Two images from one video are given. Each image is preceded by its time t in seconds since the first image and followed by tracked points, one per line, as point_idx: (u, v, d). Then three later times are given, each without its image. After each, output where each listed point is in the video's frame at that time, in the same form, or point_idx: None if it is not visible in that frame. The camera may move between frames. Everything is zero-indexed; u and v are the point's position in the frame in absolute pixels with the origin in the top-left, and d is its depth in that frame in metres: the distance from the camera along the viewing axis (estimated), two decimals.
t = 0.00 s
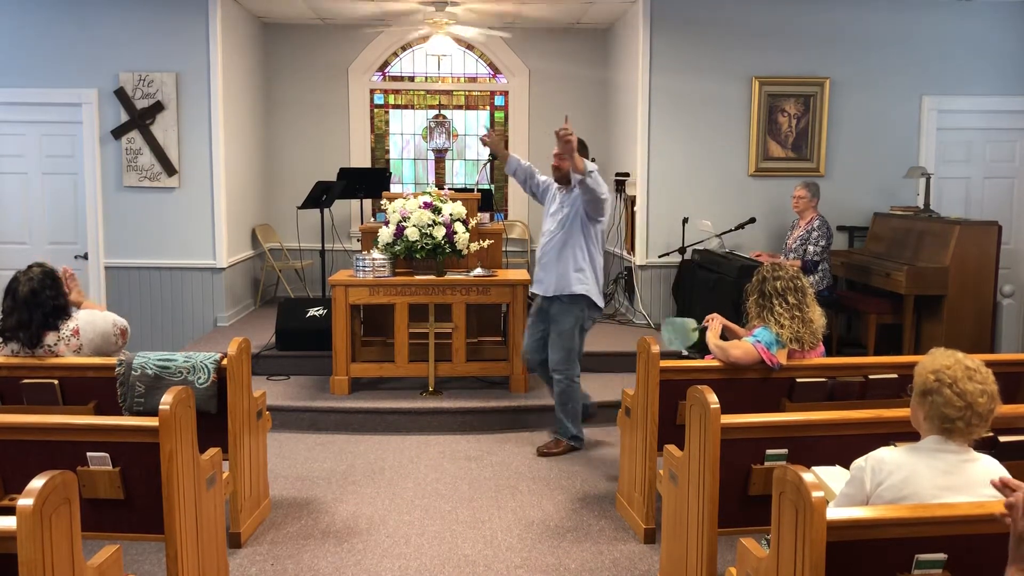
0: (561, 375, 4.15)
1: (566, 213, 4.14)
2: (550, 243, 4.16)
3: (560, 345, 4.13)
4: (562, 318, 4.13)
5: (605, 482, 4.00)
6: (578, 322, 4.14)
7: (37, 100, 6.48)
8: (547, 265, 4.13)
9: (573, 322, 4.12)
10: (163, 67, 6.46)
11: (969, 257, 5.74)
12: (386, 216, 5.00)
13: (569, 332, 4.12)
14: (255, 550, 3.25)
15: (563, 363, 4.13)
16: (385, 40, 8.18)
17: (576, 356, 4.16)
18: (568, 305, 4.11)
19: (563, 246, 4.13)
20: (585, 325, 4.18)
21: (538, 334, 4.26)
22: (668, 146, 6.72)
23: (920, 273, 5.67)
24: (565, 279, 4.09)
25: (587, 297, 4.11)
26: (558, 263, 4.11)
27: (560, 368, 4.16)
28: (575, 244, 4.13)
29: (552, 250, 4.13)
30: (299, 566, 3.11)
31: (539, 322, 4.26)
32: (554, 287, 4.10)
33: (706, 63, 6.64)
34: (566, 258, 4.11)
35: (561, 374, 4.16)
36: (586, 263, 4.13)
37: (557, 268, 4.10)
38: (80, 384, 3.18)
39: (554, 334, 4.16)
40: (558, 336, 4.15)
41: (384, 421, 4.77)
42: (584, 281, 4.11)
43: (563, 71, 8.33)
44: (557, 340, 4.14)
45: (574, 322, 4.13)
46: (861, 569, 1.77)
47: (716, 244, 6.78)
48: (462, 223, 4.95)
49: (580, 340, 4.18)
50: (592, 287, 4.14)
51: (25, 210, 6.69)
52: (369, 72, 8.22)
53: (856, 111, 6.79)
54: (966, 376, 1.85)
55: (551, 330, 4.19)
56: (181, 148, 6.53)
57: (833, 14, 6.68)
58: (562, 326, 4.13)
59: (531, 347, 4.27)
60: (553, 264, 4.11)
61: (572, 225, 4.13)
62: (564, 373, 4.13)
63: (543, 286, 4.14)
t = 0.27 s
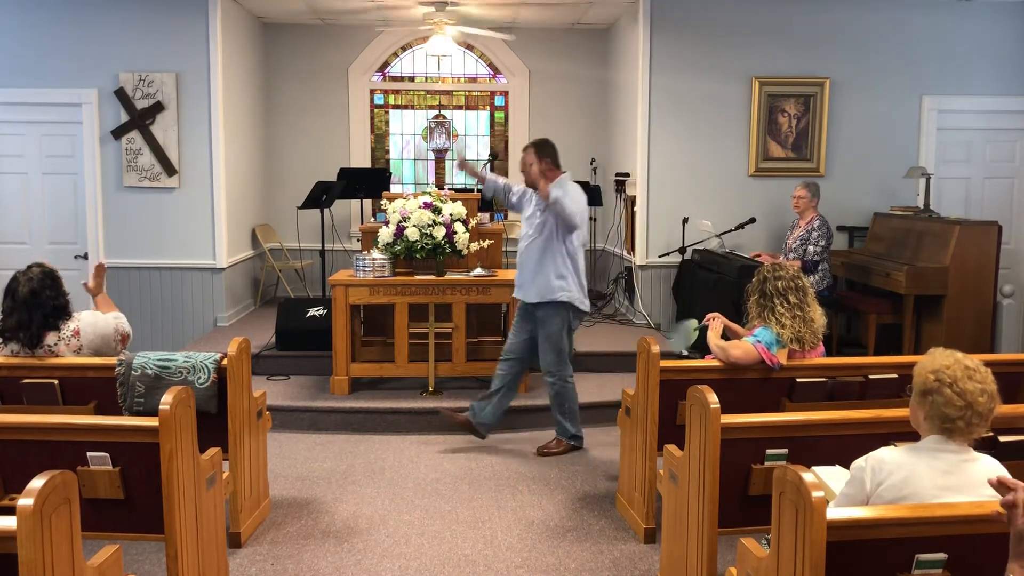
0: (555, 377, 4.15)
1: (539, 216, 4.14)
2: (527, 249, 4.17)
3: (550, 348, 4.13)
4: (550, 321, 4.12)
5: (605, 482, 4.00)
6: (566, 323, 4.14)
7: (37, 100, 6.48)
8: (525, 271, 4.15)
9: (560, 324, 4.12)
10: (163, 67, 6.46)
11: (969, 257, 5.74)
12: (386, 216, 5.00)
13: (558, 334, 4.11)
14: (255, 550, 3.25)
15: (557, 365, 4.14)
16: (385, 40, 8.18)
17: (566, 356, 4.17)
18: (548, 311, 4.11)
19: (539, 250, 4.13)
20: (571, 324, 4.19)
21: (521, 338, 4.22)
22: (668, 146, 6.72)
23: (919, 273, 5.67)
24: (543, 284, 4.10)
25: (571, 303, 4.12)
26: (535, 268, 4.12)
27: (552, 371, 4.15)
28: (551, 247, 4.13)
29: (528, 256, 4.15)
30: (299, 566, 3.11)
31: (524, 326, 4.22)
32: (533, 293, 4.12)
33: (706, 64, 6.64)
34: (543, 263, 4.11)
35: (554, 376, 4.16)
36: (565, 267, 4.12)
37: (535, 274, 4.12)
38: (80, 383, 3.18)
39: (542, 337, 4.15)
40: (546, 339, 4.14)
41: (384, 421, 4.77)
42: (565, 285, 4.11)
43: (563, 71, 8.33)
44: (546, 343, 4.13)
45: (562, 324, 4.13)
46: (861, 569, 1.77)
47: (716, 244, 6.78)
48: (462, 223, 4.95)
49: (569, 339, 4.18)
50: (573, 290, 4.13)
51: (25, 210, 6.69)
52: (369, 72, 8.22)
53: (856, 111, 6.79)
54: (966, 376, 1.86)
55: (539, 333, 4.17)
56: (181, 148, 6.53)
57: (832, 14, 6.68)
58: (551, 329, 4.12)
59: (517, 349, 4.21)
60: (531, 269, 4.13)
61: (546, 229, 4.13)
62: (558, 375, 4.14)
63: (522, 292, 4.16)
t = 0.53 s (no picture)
0: (541, 384, 4.16)
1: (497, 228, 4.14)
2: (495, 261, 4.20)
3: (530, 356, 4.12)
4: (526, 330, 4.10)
5: (605, 482, 4.00)
6: (543, 330, 4.11)
7: (37, 100, 6.48)
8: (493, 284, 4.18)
9: (537, 332, 4.09)
10: (163, 67, 6.46)
11: (969, 257, 5.74)
12: (386, 216, 4.99)
13: (537, 341, 4.09)
14: (255, 550, 3.25)
15: (540, 370, 4.14)
16: (385, 40, 8.18)
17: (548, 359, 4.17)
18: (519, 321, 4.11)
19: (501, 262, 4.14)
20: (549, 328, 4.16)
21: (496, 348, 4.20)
22: (668, 146, 6.71)
23: (919, 273, 5.67)
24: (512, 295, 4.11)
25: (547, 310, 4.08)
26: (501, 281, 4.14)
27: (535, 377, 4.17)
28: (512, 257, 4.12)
29: (494, 269, 4.17)
30: (299, 566, 3.11)
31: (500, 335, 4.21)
32: (501, 306, 4.15)
33: (706, 63, 6.64)
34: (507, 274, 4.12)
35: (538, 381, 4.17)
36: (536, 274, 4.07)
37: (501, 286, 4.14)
38: (80, 383, 3.18)
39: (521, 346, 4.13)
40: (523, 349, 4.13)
41: (384, 421, 4.77)
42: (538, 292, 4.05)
43: (563, 71, 8.33)
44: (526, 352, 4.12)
45: (539, 331, 4.10)
46: (861, 569, 1.77)
47: (716, 244, 6.77)
48: (462, 223, 4.96)
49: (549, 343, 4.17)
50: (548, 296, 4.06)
51: (25, 209, 6.69)
52: (369, 72, 8.22)
53: (856, 111, 6.79)
54: (966, 376, 1.86)
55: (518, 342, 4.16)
56: (182, 148, 6.53)
57: (832, 14, 6.68)
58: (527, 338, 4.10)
59: (493, 359, 4.20)
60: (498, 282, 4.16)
61: (504, 239, 4.12)
62: (543, 381, 4.15)
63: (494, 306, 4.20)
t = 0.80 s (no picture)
0: (520, 376, 4.15)
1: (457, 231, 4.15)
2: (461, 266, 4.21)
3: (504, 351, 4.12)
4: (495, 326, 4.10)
5: (605, 482, 4.00)
6: (515, 325, 4.10)
7: (37, 100, 6.48)
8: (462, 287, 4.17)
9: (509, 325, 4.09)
10: (163, 67, 6.46)
11: (969, 257, 5.74)
12: (386, 216, 5.01)
13: (508, 336, 4.09)
14: (255, 549, 3.25)
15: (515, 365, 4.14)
16: (385, 40, 8.18)
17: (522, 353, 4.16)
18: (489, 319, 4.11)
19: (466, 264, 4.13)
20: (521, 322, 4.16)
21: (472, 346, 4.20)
22: (668, 146, 6.71)
23: (919, 273, 5.67)
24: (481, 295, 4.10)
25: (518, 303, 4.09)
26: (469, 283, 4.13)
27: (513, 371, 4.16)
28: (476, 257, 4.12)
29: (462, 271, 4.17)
30: (299, 566, 3.11)
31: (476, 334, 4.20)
32: (472, 307, 4.14)
33: (706, 63, 6.64)
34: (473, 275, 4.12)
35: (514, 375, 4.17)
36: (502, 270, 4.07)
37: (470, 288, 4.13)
38: (80, 383, 3.18)
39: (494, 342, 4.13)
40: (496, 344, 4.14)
41: (384, 421, 4.77)
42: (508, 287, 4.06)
43: (563, 71, 8.33)
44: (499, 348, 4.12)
45: (511, 324, 4.10)
46: (861, 568, 1.77)
47: (716, 244, 6.78)
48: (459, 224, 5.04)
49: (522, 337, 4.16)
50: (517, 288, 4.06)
51: (25, 209, 6.69)
52: (369, 72, 8.22)
53: (856, 111, 6.79)
54: (966, 376, 1.86)
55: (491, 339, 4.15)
56: (182, 148, 6.54)
57: (832, 14, 6.68)
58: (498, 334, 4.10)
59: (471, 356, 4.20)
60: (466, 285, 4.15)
61: (465, 241, 4.13)
62: (519, 375, 4.14)
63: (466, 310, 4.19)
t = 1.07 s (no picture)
0: (484, 376, 4.12)
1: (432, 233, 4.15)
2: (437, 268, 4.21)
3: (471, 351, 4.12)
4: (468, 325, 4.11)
5: (605, 482, 4.01)
6: (488, 323, 4.10)
7: (37, 100, 6.48)
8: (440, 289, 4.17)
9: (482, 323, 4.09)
10: (163, 67, 6.46)
11: (969, 257, 5.74)
12: (386, 216, 5.04)
13: (479, 336, 4.09)
14: (255, 550, 3.25)
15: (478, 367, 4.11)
16: (385, 40, 8.18)
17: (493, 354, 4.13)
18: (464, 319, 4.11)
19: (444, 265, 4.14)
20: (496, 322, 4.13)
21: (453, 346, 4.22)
22: (668, 146, 6.71)
23: (919, 273, 5.67)
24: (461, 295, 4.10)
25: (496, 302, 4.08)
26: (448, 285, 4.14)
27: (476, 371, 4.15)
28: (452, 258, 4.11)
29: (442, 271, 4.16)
30: (299, 566, 3.11)
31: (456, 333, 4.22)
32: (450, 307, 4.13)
33: (706, 64, 6.64)
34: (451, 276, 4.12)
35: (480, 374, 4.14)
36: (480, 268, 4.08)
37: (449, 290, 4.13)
38: (80, 383, 3.18)
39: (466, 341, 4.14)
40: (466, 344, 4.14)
41: (384, 421, 4.77)
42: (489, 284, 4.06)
43: (563, 72, 8.33)
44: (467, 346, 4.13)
45: (484, 323, 4.09)
46: (860, 569, 1.77)
47: (716, 244, 6.78)
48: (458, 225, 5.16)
49: (495, 338, 4.13)
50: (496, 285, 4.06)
51: (25, 210, 6.69)
52: (369, 72, 8.23)
53: (856, 111, 6.79)
54: (966, 376, 1.86)
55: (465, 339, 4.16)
56: (182, 148, 6.54)
57: (832, 14, 6.68)
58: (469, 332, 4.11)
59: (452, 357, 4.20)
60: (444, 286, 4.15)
61: (442, 243, 4.12)
62: (484, 375, 4.11)
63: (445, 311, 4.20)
